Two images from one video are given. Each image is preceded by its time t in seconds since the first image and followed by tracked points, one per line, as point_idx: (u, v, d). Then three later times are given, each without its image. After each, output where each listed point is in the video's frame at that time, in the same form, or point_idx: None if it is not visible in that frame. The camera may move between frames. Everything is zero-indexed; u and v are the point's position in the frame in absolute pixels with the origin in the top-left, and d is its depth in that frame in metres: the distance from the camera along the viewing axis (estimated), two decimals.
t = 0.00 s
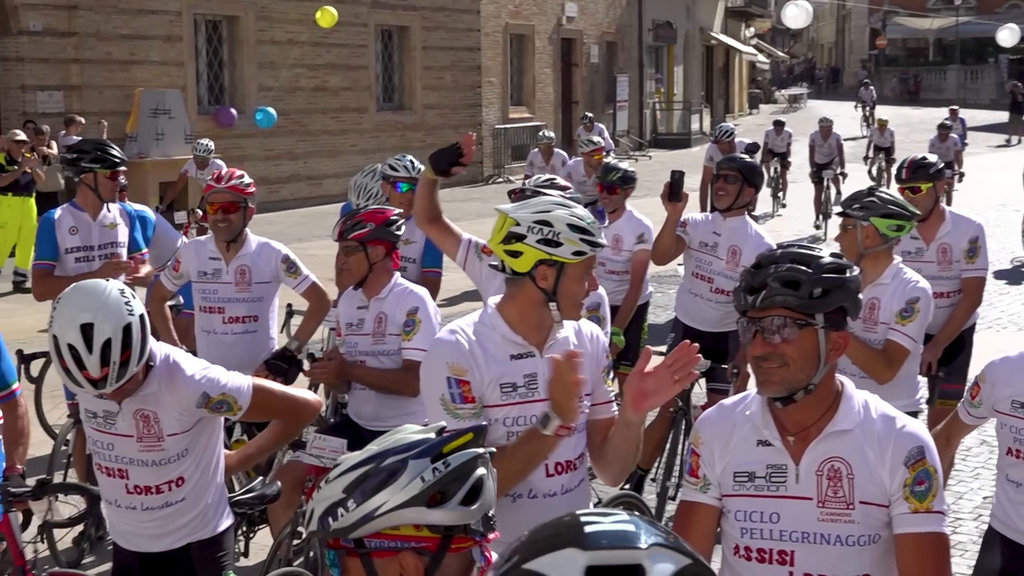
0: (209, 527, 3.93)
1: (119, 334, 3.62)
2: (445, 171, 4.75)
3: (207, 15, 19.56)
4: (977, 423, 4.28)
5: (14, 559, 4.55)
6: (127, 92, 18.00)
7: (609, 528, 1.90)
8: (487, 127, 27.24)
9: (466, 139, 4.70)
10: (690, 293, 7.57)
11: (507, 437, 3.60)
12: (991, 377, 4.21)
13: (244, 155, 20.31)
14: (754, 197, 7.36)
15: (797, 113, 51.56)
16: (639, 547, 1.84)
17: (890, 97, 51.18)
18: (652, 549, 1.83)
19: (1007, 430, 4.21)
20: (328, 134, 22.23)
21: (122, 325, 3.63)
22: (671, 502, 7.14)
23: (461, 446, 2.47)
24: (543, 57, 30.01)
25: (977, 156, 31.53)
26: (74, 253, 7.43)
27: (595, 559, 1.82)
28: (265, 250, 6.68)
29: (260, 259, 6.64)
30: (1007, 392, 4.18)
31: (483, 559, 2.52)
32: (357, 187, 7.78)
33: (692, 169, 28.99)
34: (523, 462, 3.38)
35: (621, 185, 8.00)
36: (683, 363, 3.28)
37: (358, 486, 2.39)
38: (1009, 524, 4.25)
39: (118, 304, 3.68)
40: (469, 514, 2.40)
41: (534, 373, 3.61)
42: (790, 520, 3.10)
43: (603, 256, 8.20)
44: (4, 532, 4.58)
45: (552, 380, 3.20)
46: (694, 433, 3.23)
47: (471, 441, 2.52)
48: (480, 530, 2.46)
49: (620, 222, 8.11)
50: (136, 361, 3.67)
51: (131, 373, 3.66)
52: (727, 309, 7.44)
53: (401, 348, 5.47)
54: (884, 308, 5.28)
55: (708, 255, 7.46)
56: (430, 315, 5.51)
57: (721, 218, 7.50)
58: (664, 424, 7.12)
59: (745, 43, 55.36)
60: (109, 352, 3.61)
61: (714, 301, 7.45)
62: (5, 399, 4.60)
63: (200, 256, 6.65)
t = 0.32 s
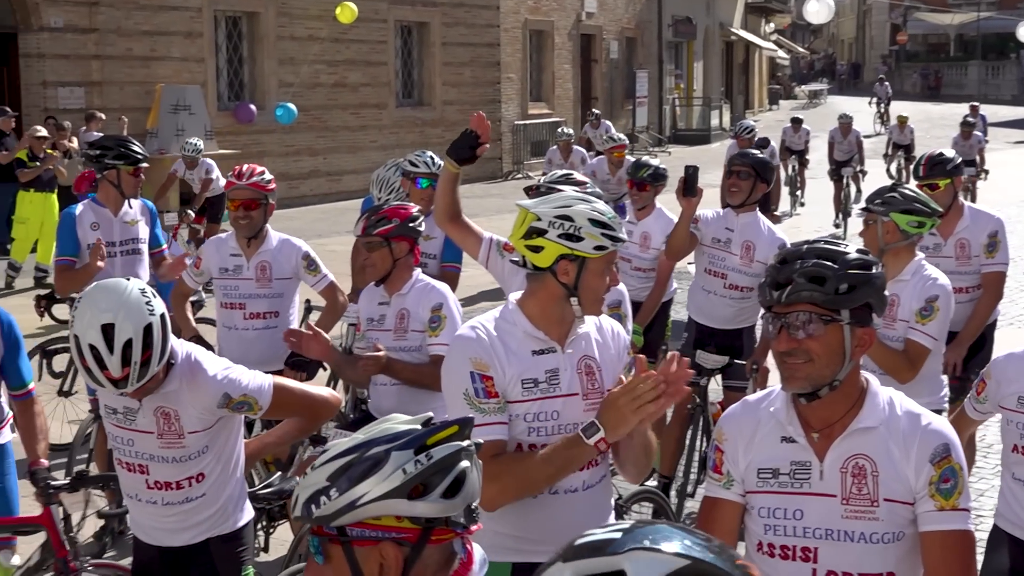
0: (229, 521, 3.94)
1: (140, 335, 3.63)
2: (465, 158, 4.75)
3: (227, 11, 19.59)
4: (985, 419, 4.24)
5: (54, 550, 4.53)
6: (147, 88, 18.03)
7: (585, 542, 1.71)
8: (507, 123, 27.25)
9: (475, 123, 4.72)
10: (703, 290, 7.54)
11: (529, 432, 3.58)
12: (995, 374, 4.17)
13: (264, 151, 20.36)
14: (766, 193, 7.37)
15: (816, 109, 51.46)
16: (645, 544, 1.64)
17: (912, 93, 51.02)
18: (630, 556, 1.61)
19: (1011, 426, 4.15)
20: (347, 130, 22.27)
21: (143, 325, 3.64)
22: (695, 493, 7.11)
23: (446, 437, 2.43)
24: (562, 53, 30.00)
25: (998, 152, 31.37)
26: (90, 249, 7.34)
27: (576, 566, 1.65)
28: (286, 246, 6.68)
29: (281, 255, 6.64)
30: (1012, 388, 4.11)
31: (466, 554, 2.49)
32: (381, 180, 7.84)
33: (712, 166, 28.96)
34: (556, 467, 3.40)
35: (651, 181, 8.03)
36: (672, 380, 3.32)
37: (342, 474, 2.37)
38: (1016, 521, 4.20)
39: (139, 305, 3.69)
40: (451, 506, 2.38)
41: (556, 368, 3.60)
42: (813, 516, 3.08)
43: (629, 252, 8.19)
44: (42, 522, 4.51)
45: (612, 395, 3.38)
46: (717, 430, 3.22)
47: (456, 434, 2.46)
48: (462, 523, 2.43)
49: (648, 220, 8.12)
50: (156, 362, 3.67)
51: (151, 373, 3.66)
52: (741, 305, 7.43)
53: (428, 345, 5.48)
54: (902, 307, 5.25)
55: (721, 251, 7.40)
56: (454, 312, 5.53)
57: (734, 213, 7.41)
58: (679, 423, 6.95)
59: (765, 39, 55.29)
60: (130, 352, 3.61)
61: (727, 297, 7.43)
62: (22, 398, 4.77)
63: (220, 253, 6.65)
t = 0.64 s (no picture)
0: (248, 517, 3.95)
1: (158, 334, 3.63)
2: (473, 151, 4.90)
3: (248, 7, 19.62)
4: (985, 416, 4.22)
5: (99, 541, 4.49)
6: (168, 84, 18.08)
7: (646, 544, 1.79)
8: (526, 119, 27.24)
9: (467, 110, 4.97)
10: (713, 288, 7.52)
11: (548, 428, 3.58)
12: (996, 369, 4.14)
13: (283, 146, 20.40)
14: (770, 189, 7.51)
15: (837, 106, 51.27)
16: (703, 545, 1.71)
17: (932, 89, 50.78)
18: (680, 556, 1.69)
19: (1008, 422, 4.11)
20: (367, 126, 22.29)
21: (161, 324, 3.64)
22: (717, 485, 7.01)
23: (416, 442, 2.61)
24: (581, 49, 29.99)
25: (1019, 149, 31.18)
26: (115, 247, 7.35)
27: (634, 566, 1.74)
28: (306, 243, 6.69)
29: (301, 252, 6.65)
30: (1011, 384, 4.09)
31: (430, 556, 2.64)
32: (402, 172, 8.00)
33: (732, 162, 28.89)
34: (564, 456, 3.32)
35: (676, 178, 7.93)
36: (737, 368, 3.24)
37: (310, 473, 2.56)
38: (1013, 520, 4.16)
39: (157, 304, 3.69)
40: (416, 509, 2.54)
41: (577, 364, 3.60)
42: (836, 514, 3.08)
43: (651, 249, 8.19)
44: (85, 513, 4.52)
45: (596, 376, 3.21)
46: (740, 426, 3.21)
47: (426, 438, 2.64)
48: (430, 526, 2.58)
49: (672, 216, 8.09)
50: (175, 361, 3.67)
51: (170, 372, 3.67)
52: (752, 301, 7.43)
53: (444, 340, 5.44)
54: (920, 303, 5.23)
55: (729, 247, 7.44)
56: (473, 308, 5.51)
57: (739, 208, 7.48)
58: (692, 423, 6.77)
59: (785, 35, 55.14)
60: (147, 351, 3.62)
61: (738, 293, 7.43)
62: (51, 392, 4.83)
63: (241, 249, 6.66)
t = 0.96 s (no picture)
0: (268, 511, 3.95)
1: (175, 333, 3.64)
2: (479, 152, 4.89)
3: (265, 4, 19.65)
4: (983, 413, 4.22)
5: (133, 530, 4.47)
6: (185, 81, 18.12)
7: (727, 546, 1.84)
8: (543, 116, 27.25)
9: (473, 108, 5.00)
10: (722, 285, 7.51)
11: (568, 425, 3.57)
12: (992, 365, 4.13)
13: (301, 143, 20.43)
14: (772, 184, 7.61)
15: (854, 104, 51.16)
16: (780, 548, 1.74)
17: (949, 87, 50.64)
18: (756, 558, 1.74)
19: (1007, 419, 4.11)
20: (383, 122, 22.31)
21: (177, 323, 3.65)
22: (733, 482, 6.98)
23: (384, 445, 2.48)
24: (598, 46, 29.99)
25: None
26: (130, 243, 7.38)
27: (715, 567, 1.78)
28: (323, 238, 6.70)
29: (318, 247, 6.67)
30: (1007, 379, 4.09)
31: (380, 556, 2.52)
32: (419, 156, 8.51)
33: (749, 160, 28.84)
34: (609, 460, 3.38)
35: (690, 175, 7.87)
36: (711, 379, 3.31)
37: (276, 466, 2.42)
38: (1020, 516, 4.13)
39: (174, 302, 3.70)
40: (377, 512, 2.43)
41: (595, 361, 3.60)
42: (854, 512, 3.08)
43: (667, 245, 8.22)
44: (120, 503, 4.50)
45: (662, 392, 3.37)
46: (758, 424, 3.21)
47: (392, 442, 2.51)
48: (383, 528, 2.47)
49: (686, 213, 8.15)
50: (191, 360, 3.68)
51: (185, 372, 3.67)
52: (761, 296, 7.42)
53: (465, 337, 5.49)
54: (942, 301, 5.21)
55: (737, 243, 7.46)
56: (492, 306, 5.54)
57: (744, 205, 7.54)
58: (703, 422, 6.75)
59: (803, 32, 55.06)
60: (164, 349, 3.63)
61: (747, 289, 7.42)
62: (71, 383, 4.85)
63: (258, 245, 6.67)
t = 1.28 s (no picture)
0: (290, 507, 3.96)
1: (193, 331, 3.65)
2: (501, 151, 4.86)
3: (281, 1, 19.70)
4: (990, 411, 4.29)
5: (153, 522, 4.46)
6: (201, 78, 18.16)
7: (799, 542, 1.74)
8: (558, 112, 27.25)
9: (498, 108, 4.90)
10: (733, 282, 7.50)
11: (584, 423, 3.57)
12: (999, 361, 4.20)
13: (316, 140, 20.48)
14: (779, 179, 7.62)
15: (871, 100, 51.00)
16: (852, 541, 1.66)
17: (965, 83, 50.50)
18: (835, 554, 1.64)
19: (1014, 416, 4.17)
20: (399, 119, 22.33)
21: (196, 321, 3.66)
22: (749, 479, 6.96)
23: (351, 443, 2.44)
24: (614, 42, 29.96)
25: None
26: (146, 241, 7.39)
27: (790, 564, 1.68)
28: (338, 235, 6.73)
29: (333, 244, 6.69)
30: (1015, 376, 4.16)
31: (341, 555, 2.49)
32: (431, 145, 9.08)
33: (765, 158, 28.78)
34: (595, 460, 3.36)
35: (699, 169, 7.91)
36: (751, 380, 3.26)
37: (242, 461, 2.39)
38: None
39: (191, 300, 3.71)
40: (343, 509, 2.41)
41: (612, 359, 3.60)
42: (870, 510, 3.08)
43: (679, 241, 8.22)
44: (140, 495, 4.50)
45: (647, 384, 3.27)
46: (775, 420, 3.21)
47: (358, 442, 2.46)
48: (344, 526, 2.44)
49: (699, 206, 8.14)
50: (210, 359, 3.70)
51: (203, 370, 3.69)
52: (773, 291, 7.42)
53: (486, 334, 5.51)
54: (962, 300, 5.20)
55: (748, 240, 7.46)
56: (512, 302, 5.58)
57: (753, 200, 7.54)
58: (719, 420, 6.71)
59: (818, 28, 54.92)
60: (182, 348, 3.64)
61: (760, 285, 7.43)
62: (80, 379, 4.87)
63: (273, 242, 6.67)
